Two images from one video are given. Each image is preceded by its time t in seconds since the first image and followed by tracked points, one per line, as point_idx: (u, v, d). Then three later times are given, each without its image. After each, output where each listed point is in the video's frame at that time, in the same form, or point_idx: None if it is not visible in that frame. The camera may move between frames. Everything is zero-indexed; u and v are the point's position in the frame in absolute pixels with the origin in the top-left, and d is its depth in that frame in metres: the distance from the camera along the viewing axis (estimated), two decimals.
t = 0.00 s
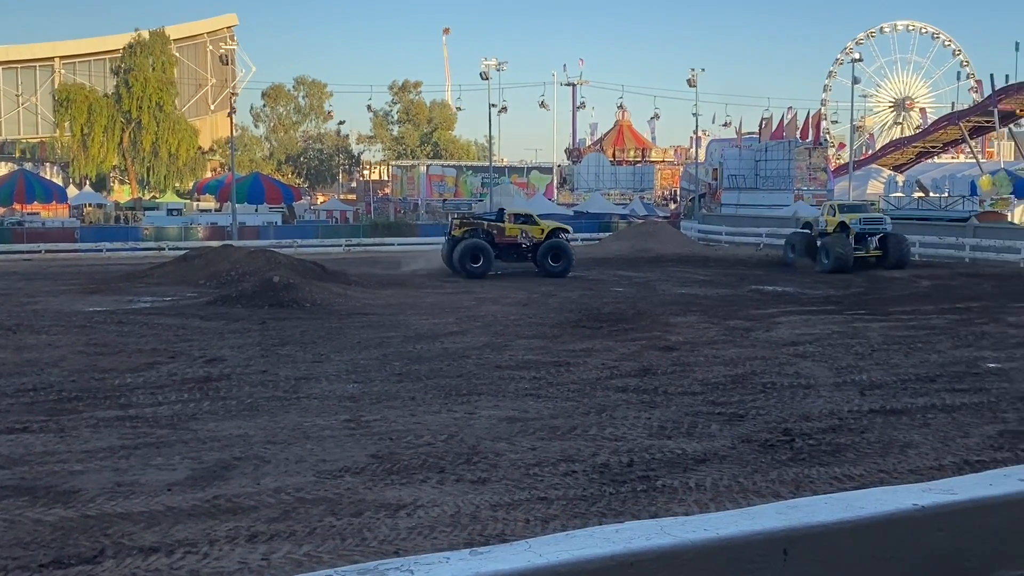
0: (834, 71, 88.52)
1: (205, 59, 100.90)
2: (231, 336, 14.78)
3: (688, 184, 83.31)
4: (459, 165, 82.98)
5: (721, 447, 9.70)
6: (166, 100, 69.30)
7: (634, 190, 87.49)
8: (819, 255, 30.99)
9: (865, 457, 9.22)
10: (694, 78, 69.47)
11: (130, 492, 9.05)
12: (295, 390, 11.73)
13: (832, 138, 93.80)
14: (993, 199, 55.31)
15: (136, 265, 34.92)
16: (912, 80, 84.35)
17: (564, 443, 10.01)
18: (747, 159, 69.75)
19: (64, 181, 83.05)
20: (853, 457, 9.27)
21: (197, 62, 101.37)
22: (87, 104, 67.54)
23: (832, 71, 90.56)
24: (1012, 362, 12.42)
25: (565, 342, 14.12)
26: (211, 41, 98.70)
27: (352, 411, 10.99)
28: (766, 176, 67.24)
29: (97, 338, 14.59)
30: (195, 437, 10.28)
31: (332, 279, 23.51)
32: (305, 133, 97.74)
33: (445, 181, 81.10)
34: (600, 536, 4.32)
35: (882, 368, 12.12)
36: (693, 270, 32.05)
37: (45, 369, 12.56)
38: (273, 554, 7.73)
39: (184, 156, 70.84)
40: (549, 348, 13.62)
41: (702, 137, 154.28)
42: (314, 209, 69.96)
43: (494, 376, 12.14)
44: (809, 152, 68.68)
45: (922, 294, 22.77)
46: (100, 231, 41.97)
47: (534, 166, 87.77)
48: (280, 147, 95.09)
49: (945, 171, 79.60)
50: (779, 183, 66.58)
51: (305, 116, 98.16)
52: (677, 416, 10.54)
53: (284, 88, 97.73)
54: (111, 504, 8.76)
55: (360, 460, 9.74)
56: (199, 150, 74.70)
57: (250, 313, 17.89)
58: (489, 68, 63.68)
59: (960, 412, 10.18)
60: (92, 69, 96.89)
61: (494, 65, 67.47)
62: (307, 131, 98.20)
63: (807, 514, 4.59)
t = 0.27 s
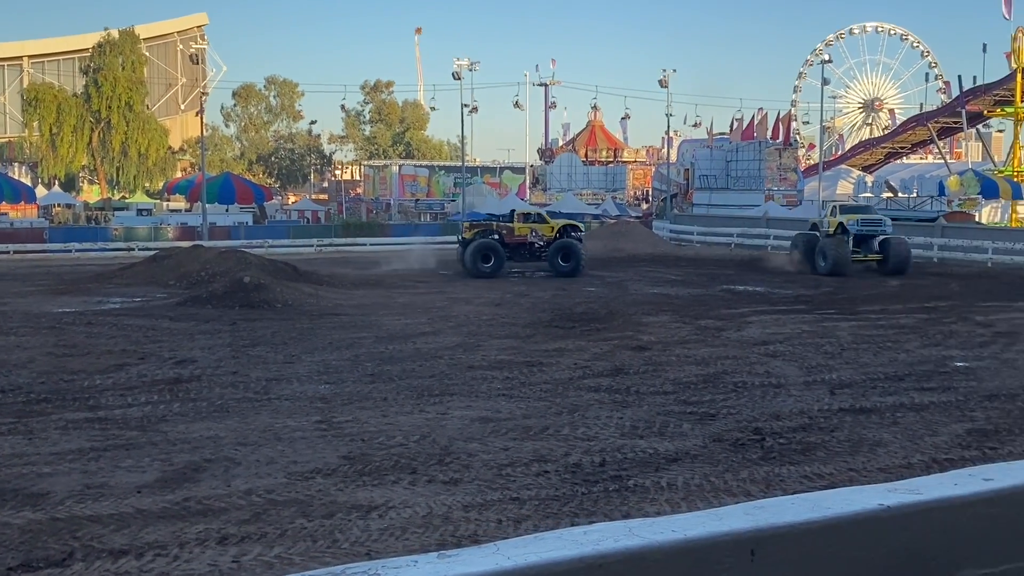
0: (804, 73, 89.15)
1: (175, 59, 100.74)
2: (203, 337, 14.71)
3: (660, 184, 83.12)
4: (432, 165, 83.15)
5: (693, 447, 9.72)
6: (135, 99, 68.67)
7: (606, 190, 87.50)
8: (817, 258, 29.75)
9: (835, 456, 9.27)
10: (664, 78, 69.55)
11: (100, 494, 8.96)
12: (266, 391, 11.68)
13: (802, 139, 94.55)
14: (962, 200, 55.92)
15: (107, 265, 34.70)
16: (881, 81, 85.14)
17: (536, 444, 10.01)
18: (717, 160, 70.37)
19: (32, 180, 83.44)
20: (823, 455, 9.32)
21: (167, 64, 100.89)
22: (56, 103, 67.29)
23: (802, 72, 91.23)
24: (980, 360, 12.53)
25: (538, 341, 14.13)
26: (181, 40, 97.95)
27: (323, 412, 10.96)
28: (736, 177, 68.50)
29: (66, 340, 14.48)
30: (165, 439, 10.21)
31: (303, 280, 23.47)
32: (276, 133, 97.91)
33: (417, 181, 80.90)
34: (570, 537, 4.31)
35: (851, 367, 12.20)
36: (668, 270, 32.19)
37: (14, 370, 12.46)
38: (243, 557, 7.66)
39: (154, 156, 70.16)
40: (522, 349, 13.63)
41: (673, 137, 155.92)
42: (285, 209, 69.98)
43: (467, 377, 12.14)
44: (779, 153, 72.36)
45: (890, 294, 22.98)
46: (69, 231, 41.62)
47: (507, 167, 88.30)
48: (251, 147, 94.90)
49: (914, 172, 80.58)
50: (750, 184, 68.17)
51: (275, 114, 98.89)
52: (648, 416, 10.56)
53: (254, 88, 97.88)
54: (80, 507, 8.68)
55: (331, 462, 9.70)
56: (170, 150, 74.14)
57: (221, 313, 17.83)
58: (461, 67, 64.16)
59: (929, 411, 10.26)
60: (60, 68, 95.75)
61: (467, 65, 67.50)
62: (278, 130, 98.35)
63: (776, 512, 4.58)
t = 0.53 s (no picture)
0: (776, 72, 89.62)
1: (146, 58, 100.02)
2: (173, 337, 14.61)
3: (632, 184, 84.60)
4: (405, 164, 83.30)
5: (666, 446, 9.75)
6: (105, 98, 68.24)
7: (580, 190, 87.95)
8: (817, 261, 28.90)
9: (807, 454, 9.31)
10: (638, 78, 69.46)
11: (69, 496, 8.87)
12: (237, 391, 11.62)
13: (774, 138, 95.08)
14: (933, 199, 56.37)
15: (78, 265, 34.34)
16: (852, 81, 85.72)
17: (509, 443, 10.00)
18: (690, 159, 70.17)
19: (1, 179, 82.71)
20: (795, 453, 9.35)
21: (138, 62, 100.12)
22: (25, 101, 66.56)
23: (774, 72, 91.69)
24: (949, 359, 12.60)
25: (511, 341, 14.13)
26: (151, 38, 97.14)
27: (295, 412, 10.91)
28: (708, 176, 68.37)
29: (34, 340, 14.35)
30: (135, 440, 10.13)
31: (275, 280, 23.36)
32: (247, 132, 97.30)
33: (390, 180, 81.64)
34: (540, 539, 4.29)
35: (822, 366, 12.26)
36: (644, 270, 32.19)
37: None
38: (214, 558, 7.60)
39: (124, 154, 69.98)
40: (496, 348, 13.62)
41: (646, 137, 156.86)
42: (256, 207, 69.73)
43: (440, 376, 12.13)
44: (753, 153, 73.40)
45: (862, 293, 23.12)
46: (39, 231, 41.42)
47: (480, 167, 88.40)
48: (222, 145, 94.33)
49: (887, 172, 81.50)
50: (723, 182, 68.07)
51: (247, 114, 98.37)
52: (621, 415, 10.57)
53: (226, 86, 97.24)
54: (49, 509, 8.58)
55: (303, 463, 9.64)
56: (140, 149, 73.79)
57: (191, 313, 17.73)
58: (435, 66, 64.02)
59: (900, 409, 10.32)
60: (30, 66, 94.87)
61: (440, 63, 67.39)
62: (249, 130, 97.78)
63: (745, 513, 4.59)
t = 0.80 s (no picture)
0: (749, 72, 90.41)
1: (117, 54, 99.11)
2: (143, 337, 14.51)
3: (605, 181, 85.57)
4: (378, 163, 84.25)
5: (639, 443, 9.77)
6: (75, 95, 67.63)
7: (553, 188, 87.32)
8: (818, 263, 27.95)
9: (779, 452, 9.33)
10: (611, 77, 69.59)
11: (39, 496, 8.78)
12: (209, 391, 11.56)
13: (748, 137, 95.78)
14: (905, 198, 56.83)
15: (49, 264, 33.98)
16: (824, 81, 86.45)
17: (483, 442, 9.99)
18: (664, 157, 70.47)
19: None
20: (767, 451, 9.39)
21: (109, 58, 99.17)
22: None
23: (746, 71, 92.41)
24: (920, 356, 12.68)
25: (485, 340, 14.12)
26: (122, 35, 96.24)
27: (268, 412, 10.86)
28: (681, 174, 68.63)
29: (2, 339, 14.21)
30: (106, 440, 10.06)
31: (247, 279, 23.27)
32: (219, 129, 96.78)
33: (363, 178, 82.11)
34: (513, 537, 4.26)
35: (795, 364, 12.30)
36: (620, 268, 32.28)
37: None
38: (187, 558, 7.53)
39: (95, 152, 69.74)
40: (469, 347, 13.62)
41: (619, 136, 157.61)
42: (228, 206, 69.64)
43: (414, 375, 12.11)
44: (725, 151, 71.48)
45: (835, 291, 23.27)
46: (8, 228, 40.96)
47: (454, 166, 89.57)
48: (193, 143, 94.00)
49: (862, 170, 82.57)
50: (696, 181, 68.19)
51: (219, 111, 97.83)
52: (595, 413, 10.59)
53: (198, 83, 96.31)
54: (20, 510, 8.49)
55: (276, 462, 9.60)
56: (110, 146, 73.45)
57: (163, 312, 17.66)
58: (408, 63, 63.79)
59: (871, 406, 10.39)
60: None
61: (413, 61, 67.34)
62: (221, 127, 97.24)
63: (717, 511, 4.60)
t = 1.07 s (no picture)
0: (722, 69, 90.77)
1: (90, 50, 98.16)
2: (116, 334, 14.45)
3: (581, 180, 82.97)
4: (352, 159, 83.47)
5: (614, 440, 9.79)
6: (47, 91, 66.97)
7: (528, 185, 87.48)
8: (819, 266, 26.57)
9: (753, 448, 9.38)
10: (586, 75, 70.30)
11: (11, 495, 8.72)
12: (183, 388, 11.51)
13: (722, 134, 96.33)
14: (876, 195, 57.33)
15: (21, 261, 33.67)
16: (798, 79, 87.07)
17: (459, 439, 10.00)
18: (638, 155, 71.25)
19: None
20: (741, 447, 9.43)
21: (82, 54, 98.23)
22: None
23: (721, 69, 92.87)
24: (892, 353, 12.78)
25: (460, 337, 14.14)
26: (94, 31, 95.08)
27: (242, 409, 10.82)
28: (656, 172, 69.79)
29: None
30: (78, 438, 10.01)
31: (221, 276, 23.14)
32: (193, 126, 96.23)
33: (337, 176, 81.86)
34: (486, 534, 4.24)
35: (768, 360, 12.38)
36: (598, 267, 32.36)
37: None
38: (160, 557, 7.48)
39: (67, 149, 69.43)
40: (444, 344, 13.63)
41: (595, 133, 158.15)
42: (202, 203, 69.82)
43: (388, 372, 12.12)
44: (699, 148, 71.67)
45: (810, 289, 23.43)
46: None
47: (430, 163, 90.06)
48: (166, 139, 93.22)
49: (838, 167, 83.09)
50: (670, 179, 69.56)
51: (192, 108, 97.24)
52: (570, 410, 10.62)
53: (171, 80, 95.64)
54: None
55: (250, 460, 9.56)
56: (83, 142, 73.19)
57: (136, 310, 17.59)
58: (383, 60, 63.67)
59: (844, 402, 10.46)
60: None
61: (388, 58, 67.04)
62: (194, 124, 96.76)
63: (690, 507, 4.61)
